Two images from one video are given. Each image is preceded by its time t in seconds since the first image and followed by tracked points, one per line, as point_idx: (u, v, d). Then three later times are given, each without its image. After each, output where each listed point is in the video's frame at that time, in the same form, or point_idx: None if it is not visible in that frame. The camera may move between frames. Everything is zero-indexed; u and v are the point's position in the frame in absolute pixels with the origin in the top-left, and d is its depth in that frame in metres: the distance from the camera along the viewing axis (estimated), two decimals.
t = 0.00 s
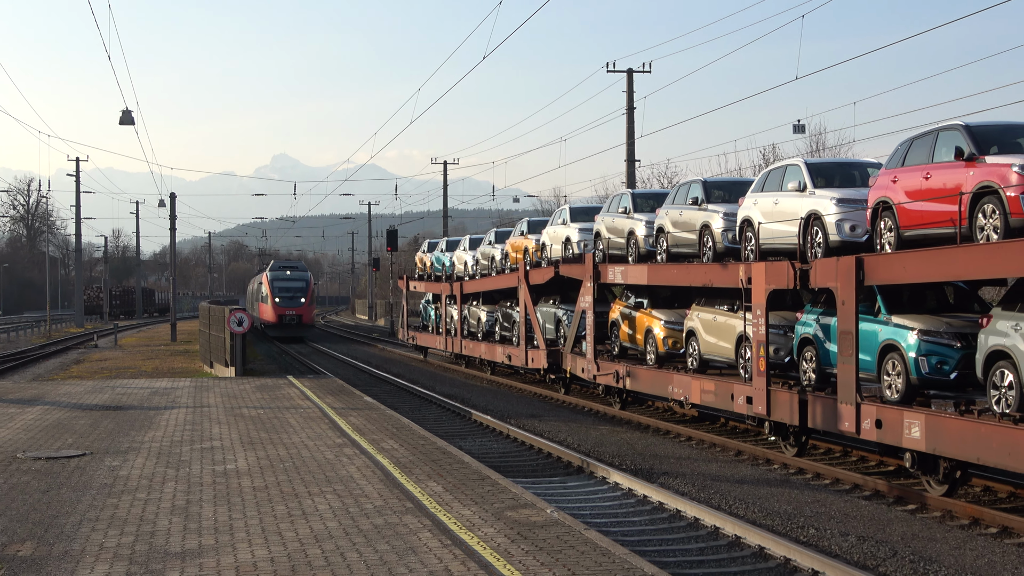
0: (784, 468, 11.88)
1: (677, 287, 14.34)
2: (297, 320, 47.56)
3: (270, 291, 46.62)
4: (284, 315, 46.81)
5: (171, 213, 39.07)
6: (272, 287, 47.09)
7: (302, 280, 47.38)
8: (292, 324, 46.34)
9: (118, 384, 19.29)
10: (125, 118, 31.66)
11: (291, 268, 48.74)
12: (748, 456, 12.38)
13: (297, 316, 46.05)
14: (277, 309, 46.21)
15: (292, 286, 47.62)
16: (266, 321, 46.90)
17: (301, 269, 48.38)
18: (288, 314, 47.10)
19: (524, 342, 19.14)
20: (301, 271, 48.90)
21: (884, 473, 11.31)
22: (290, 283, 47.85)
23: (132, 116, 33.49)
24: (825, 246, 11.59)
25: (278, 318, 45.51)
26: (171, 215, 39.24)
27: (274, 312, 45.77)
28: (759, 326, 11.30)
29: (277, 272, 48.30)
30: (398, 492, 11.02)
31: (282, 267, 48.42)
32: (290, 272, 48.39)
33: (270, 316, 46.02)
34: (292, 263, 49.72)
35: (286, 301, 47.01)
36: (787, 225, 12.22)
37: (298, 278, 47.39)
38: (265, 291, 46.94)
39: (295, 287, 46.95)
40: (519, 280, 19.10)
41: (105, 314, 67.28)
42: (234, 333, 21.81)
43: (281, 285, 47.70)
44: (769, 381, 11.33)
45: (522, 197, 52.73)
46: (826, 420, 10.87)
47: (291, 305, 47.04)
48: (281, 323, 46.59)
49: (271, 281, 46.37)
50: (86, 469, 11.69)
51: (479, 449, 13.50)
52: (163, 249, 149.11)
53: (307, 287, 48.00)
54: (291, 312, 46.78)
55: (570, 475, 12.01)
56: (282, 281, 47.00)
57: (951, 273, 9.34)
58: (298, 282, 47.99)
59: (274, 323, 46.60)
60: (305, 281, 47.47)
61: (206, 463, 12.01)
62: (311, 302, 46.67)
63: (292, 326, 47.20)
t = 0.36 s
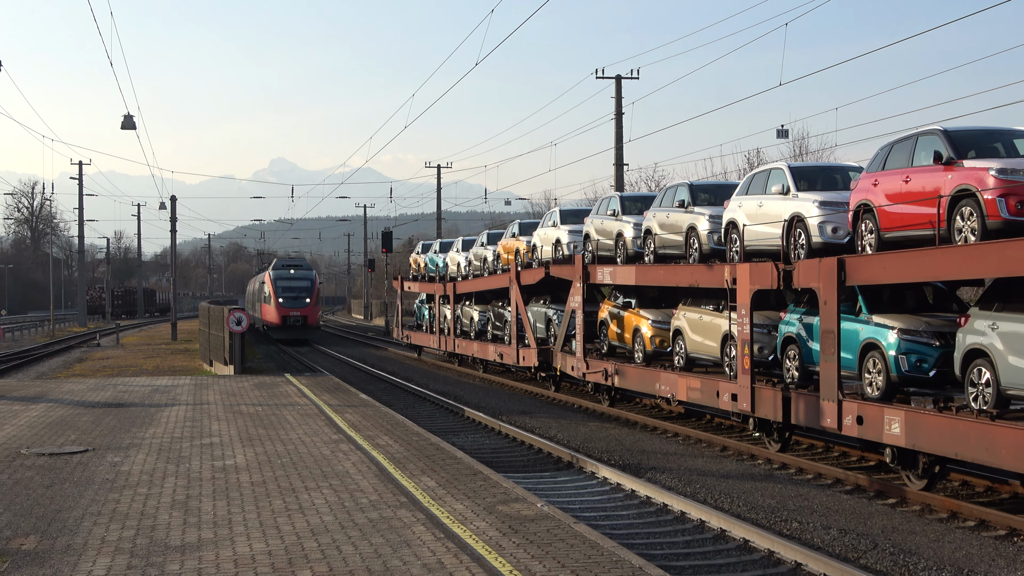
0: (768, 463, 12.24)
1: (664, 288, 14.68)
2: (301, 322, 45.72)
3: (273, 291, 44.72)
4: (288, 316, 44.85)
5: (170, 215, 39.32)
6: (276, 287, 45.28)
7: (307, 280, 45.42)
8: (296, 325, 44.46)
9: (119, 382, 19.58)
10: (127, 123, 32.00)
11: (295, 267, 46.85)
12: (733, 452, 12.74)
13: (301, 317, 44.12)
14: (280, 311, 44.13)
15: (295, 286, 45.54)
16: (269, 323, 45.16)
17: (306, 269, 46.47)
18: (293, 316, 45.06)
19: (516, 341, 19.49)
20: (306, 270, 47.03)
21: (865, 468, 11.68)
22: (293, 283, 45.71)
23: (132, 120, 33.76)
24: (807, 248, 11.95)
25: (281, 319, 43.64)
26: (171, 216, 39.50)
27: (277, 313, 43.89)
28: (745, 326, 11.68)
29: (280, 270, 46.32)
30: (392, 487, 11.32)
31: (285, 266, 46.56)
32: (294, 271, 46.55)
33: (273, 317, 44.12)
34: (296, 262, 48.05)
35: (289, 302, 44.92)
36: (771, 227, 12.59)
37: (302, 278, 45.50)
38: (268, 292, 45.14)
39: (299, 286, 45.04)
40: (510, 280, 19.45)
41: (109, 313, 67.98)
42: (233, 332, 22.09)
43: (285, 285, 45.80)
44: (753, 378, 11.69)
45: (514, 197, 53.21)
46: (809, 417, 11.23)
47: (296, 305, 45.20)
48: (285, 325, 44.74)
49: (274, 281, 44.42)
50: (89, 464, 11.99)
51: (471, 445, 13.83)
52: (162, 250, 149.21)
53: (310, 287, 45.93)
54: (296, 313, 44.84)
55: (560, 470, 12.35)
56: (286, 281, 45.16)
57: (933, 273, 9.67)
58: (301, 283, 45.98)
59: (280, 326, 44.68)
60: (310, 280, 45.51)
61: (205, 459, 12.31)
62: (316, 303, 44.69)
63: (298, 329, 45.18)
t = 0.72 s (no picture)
0: (751, 458, 12.62)
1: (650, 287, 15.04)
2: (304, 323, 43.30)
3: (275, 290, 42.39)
4: (292, 316, 42.57)
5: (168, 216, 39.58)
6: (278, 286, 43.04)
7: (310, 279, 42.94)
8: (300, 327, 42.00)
9: (119, 379, 19.89)
10: (126, 127, 32.34)
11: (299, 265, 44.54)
12: (717, 447, 13.12)
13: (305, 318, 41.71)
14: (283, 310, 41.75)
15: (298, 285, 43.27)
16: (269, 323, 43.14)
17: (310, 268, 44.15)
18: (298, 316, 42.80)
19: (505, 339, 19.86)
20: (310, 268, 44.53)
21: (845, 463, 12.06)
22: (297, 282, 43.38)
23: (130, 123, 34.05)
24: (788, 248, 12.33)
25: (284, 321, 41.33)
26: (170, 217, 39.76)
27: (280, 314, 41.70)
28: (727, 325, 12.06)
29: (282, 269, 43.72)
30: (385, 481, 11.64)
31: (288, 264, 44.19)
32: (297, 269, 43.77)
33: (276, 317, 41.96)
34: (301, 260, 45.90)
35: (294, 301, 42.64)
36: (753, 229, 12.95)
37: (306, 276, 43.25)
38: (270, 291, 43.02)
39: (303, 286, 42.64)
40: (500, 281, 19.82)
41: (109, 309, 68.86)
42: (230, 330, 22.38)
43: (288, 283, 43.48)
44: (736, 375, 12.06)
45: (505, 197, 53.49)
46: (790, 413, 11.60)
47: (299, 305, 43.01)
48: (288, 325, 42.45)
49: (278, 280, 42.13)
50: (89, 459, 12.29)
51: (463, 441, 14.18)
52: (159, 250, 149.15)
53: (315, 286, 43.66)
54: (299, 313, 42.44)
55: (549, 465, 12.71)
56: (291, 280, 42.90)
57: (913, 272, 10.03)
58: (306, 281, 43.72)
59: (283, 327, 42.49)
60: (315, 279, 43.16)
61: (203, 454, 12.61)
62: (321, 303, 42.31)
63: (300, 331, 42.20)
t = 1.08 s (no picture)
0: (734, 453, 13.01)
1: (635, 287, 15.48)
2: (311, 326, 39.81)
3: (280, 288, 39.05)
4: (297, 317, 39.10)
5: (167, 215, 39.88)
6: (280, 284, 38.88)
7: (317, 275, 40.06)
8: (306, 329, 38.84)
9: (120, 376, 20.21)
10: (127, 130, 32.74)
11: (306, 261, 41.75)
12: (701, 442, 13.51)
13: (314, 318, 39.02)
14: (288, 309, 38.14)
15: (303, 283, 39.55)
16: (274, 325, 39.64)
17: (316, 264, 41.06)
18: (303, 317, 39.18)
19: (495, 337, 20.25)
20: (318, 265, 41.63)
21: (825, 457, 12.45)
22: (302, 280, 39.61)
23: (131, 127, 34.45)
24: (770, 250, 12.70)
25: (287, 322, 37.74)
26: (171, 217, 40.09)
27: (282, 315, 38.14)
28: (712, 323, 12.44)
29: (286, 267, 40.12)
30: (379, 475, 11.97)
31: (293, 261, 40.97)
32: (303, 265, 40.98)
33: (282, 319, 38.26)
34: (306, 254, 42.81)
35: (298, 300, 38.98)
36: (737, 231, 13.33)
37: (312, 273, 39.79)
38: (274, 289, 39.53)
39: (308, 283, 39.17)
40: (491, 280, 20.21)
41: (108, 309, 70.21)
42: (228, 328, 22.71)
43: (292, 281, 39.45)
44: (720, 372, 12.45)
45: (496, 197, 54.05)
46: (772, 409, 11.98)
47: (305, 306, 39.51)
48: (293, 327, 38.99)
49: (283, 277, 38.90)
50: (91, 454, 12.61)
51: (455, 436, 14.53)
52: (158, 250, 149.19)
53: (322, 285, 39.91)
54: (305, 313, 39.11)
55: (538, 460, 13.06)
56: (293, 278, 38.97)
57: (892, 273, 10.40)
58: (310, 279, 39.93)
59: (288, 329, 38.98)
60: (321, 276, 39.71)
61: (202, 449, 12.93)
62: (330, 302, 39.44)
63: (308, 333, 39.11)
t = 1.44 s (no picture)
0: (717, 448, 13.44)
1: (622, 287, 15.88)
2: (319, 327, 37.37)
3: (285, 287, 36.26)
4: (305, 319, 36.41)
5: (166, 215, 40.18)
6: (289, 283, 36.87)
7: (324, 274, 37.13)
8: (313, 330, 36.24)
9: (120, 372, 20.56)
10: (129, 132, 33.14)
11: (313, 259, 38.69)
12: (686, 438, 13.95)
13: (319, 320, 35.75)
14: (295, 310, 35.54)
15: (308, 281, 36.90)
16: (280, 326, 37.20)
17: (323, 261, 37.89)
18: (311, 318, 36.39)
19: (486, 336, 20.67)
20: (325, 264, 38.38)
21: (806, 452, 12.88)
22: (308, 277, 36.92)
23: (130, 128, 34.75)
24: (753, 251, 13.13)
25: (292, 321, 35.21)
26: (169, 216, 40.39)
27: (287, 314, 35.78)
28: (697, 322, 12.81)
29: (291, 263, 37.56)
30: (373, 469, 12.33)
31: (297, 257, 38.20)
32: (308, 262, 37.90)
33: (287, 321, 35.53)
34: (311, 251, 39.96)
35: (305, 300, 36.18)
36: (721, 232, 13.74)
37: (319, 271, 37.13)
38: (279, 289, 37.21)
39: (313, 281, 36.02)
40: (483, 280, 20.63)
41: (108, 309, 71.53)
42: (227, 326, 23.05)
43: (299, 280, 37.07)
44: (704, 370, 12.88)
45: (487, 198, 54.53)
46: (754, 406, 12.39)
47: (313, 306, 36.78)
48: (299, 328, 36.49)
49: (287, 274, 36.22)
50: (93, 448, 12.96)
51: (447, 432, 14.92)
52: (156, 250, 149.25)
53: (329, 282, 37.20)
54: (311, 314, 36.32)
55: (528, 455, 13.45)
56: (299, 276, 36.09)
57: (869, 274, 10.80)
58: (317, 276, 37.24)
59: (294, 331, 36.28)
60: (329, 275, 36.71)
61: (201, 443, 13.29)
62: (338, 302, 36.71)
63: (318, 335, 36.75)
